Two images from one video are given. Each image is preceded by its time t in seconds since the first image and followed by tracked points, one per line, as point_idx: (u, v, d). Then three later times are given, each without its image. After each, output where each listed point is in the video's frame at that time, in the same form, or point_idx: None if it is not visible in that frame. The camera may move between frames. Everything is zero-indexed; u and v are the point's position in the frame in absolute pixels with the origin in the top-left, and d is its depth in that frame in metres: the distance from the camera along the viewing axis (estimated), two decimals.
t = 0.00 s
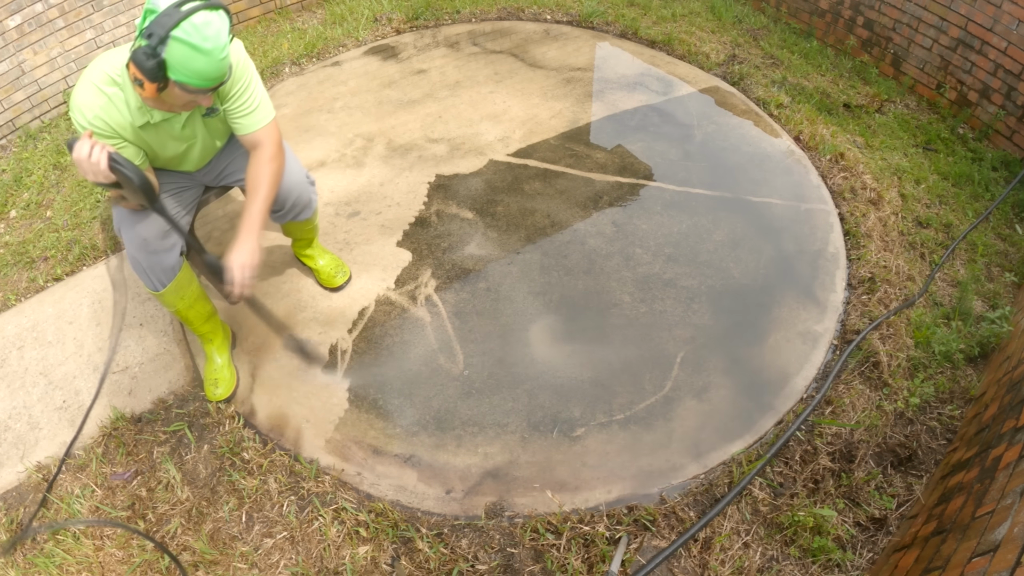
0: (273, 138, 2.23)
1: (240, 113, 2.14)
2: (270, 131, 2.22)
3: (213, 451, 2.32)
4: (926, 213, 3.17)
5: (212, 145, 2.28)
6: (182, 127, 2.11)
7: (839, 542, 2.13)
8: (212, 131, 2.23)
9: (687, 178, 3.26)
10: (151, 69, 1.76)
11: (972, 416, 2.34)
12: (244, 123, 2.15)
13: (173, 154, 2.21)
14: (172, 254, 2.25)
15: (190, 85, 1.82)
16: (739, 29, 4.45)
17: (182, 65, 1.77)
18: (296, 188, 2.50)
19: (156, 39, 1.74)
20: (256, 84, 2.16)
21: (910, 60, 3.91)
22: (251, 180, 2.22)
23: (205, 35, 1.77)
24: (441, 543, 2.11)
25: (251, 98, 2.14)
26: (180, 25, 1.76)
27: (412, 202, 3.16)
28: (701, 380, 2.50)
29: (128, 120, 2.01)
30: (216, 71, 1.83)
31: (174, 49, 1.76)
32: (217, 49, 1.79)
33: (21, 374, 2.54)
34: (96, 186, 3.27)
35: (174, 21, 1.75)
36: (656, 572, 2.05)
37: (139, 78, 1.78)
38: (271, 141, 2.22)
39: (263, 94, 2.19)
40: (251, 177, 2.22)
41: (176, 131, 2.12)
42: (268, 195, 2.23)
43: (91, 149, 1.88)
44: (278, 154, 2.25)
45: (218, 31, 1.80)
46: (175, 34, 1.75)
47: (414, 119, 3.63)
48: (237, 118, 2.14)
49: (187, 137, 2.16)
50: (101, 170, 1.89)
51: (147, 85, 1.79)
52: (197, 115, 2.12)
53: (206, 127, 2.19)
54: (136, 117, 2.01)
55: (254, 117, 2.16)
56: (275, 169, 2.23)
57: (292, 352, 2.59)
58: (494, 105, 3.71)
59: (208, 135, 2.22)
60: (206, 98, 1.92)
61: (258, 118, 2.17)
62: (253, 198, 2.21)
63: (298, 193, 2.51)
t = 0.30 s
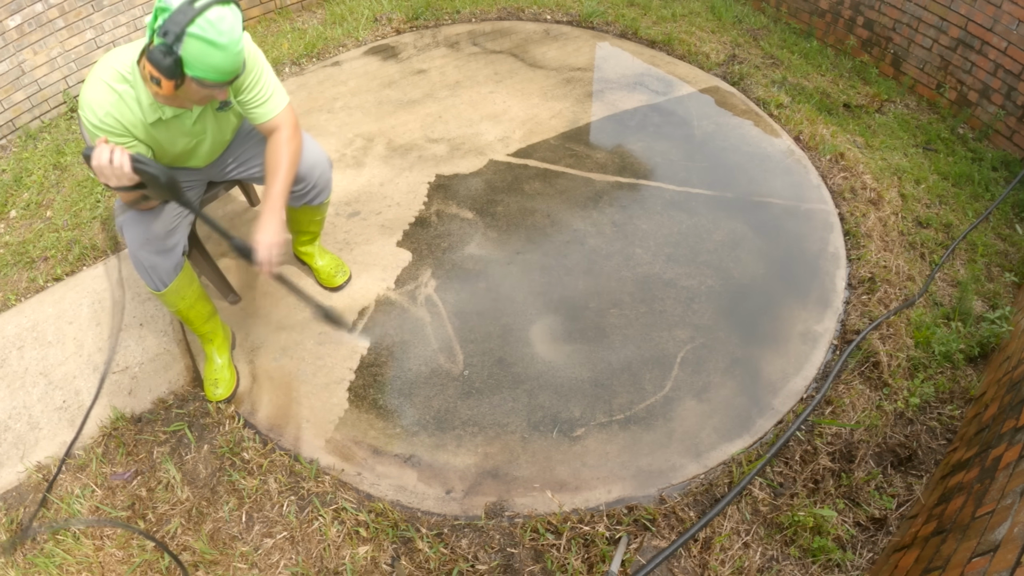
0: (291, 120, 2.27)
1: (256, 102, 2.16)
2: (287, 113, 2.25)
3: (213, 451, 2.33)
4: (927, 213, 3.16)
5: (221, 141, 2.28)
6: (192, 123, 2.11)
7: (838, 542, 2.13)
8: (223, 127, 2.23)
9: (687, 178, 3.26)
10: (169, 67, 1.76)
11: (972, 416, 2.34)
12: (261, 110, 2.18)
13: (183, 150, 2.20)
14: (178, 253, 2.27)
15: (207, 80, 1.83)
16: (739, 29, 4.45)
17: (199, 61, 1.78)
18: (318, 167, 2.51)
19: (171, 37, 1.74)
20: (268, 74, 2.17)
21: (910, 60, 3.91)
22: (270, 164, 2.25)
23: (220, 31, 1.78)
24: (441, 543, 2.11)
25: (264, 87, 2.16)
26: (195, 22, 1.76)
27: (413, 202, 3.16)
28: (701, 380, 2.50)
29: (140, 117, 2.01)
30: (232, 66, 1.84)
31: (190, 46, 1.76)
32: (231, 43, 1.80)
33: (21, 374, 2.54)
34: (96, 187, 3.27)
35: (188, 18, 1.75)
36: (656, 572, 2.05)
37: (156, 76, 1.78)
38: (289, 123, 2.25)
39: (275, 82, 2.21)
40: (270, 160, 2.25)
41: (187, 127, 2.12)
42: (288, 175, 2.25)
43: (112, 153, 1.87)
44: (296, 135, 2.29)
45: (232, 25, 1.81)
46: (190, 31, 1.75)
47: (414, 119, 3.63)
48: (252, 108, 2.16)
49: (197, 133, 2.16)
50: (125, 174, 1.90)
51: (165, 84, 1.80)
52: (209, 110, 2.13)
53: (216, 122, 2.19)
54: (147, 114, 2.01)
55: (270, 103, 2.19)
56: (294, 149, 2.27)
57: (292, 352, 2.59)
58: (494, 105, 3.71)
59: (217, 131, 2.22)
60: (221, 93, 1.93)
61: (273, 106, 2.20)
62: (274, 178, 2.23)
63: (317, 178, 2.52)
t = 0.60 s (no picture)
0: (306, 106, 2.32)
1: (270, 96, 2.19)
2: (303, 101, 2.30)
3: (213, 451, 2.33)
4: (926, 213, 3.17)
5: (230, 140, 2.27)
6: (204, 121, 2.11)
7: (839, 542, 2.13)
8: (233, 124, 2.22)
9: (688, 178, 3.26)
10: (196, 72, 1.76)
11: (972, 417, 2.34)
12: (276, 102, 2.21)
13: (192, 148, 2.20)
14: (180, 252, 2.28)
15: (231, 82, 1.83)
16: (739, 29, 4.45)
17: (224, 66, 1.78)
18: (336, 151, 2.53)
19: (196, 41, 1.73)
20: (279, 67, 2.20)
21: (910, 60, 3.91)
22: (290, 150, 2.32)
23: (244, 34, 1.77)
24: (441, 543, 2.11)
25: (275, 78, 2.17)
26: (218, 27, 1.74)
27: (413, 203, 3.16)
28: (701, 380, 2.50)
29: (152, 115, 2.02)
30: (255, 67, 1.85)
31: (215, 51, 1.75)
32: (255, 45, 1.80)
33: (21, 374, 2.54)
34: (96, 186, 3.27)
35: (212, 23, 1.73)
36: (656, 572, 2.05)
37: (181, 81, 1.79)
38: (303, 109, 2.30)
39: (286, 73, 2.24)
40: (288, 146, 2.32)
41: (197, 125, 2.11)
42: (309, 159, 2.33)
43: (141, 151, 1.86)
44: (312, 120, 2.34)
45: (254, 26, 1.80)
46: (215, 35, 1.74)
47: (414, 119, 3.63)
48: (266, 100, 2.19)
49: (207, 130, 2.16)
50: (160, 172, 1.89)
51: (190, 88, 1.80)
52: (219, 108, 2.11)
53: (226, 120, 2.18)
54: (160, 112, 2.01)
55: (285, 93, 2.23)
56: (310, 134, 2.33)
57: (292, 352, 2.59)
58: (494, 105, 3.71)
59: (226, 129, 2.22)
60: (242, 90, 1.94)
61: (287, 97, 2.23)
62: (295, 163, 2.31)
63: (336, 160, 2.54)
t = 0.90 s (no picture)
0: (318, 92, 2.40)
1: (287, 84, 2.28)
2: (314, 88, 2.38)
3: (213, 451, 2.33)
4: (926, 213, 3.17)
5: (246, 128, 2.30)
6: (225, 108, 2.14)
7: (839, 542, 2.13)
8: (250, 114, 2.26)
9: (688, 178, 3.26)
10: (235, 54, 1.76)
11: (972, 416, 2.34)
12: (292, 90, 2.31)
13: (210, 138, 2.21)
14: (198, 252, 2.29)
15: (266, 60, 1.84)
16: (739, 29, 4.45)
17: (259, 45, 1.79)
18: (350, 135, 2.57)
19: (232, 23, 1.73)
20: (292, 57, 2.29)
21: (910, 60, 3.91)
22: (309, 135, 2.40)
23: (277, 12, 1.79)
24: (441, 543, 2.11)
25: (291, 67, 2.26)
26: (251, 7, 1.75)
27: (413, 203, 3.16)
28: (701, 380, 2.50)
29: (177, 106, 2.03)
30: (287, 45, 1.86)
31: (250, 31, 1.77)
32: (287, 23, 1.82)
33: (21, 374, 2.54)
34: (96, 186, 3.27)
35: (246, 4, 1.74)
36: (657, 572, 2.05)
37: (218, 65, 1.78)
38: (316, 94, 2.38)
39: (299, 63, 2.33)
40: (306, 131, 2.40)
41: (220, 114, 2.14)
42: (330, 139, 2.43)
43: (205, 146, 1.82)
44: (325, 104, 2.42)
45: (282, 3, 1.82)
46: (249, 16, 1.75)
47: (414, 119, 3.63)
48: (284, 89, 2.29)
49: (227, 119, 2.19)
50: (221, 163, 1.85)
51: (229, 71, 1.79)
52: (240, 96, 2.15)
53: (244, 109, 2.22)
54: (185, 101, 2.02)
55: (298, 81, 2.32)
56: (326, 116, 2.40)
57: (292, 352, 2.59)
58: (494, 105, 3.71)
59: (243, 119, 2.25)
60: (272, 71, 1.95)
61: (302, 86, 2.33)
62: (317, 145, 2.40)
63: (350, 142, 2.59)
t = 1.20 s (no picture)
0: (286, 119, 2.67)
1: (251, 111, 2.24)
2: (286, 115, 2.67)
3: (213, 451, 2.32)
4: (926, 213, 3.17)
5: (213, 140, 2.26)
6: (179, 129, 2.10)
7: (839, 542, 2.13)
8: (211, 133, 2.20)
9: (687, 179, 3.26)
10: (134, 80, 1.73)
11: (972, 416, 2.34)
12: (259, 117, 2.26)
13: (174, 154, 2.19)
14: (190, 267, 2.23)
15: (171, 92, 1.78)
16: (739, 29, 4.45)
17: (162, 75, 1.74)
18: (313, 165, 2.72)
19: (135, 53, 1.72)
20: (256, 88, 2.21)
21: (910, 60, 3.91)
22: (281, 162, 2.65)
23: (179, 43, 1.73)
24: (441, 543, 2.11)
25: (235, 116, 2.08)
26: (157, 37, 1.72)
27: (412, 202, 3.16)
28: (701, 380, 2.50)
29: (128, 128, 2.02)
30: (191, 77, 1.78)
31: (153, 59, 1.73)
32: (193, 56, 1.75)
33: (21, 374, 2.53)
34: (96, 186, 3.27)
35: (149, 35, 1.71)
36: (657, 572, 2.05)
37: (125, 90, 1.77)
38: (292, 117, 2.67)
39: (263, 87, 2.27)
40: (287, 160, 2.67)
41: (162, 147, 2.11)
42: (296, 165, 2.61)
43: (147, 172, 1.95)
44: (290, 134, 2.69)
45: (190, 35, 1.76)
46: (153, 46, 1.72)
47: (414, 119, 3.63)
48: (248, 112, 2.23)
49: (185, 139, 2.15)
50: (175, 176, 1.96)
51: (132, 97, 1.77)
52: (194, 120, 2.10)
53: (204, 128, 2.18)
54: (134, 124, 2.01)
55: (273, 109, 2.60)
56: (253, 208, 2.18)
57: (292, 353, 2.59)
58: (494, 105, 3.71)
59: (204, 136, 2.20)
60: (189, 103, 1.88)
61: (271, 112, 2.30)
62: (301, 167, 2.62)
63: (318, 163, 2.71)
